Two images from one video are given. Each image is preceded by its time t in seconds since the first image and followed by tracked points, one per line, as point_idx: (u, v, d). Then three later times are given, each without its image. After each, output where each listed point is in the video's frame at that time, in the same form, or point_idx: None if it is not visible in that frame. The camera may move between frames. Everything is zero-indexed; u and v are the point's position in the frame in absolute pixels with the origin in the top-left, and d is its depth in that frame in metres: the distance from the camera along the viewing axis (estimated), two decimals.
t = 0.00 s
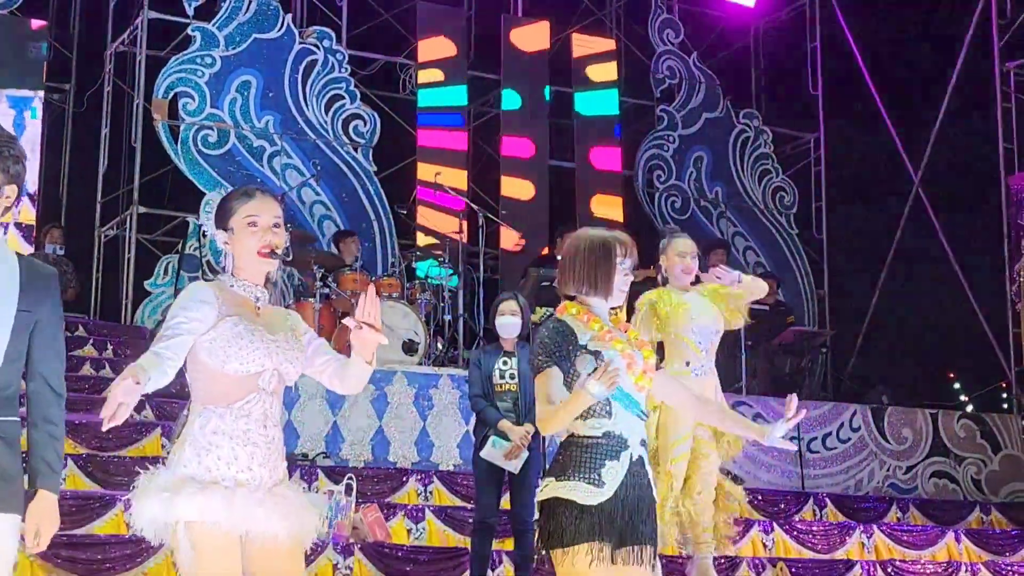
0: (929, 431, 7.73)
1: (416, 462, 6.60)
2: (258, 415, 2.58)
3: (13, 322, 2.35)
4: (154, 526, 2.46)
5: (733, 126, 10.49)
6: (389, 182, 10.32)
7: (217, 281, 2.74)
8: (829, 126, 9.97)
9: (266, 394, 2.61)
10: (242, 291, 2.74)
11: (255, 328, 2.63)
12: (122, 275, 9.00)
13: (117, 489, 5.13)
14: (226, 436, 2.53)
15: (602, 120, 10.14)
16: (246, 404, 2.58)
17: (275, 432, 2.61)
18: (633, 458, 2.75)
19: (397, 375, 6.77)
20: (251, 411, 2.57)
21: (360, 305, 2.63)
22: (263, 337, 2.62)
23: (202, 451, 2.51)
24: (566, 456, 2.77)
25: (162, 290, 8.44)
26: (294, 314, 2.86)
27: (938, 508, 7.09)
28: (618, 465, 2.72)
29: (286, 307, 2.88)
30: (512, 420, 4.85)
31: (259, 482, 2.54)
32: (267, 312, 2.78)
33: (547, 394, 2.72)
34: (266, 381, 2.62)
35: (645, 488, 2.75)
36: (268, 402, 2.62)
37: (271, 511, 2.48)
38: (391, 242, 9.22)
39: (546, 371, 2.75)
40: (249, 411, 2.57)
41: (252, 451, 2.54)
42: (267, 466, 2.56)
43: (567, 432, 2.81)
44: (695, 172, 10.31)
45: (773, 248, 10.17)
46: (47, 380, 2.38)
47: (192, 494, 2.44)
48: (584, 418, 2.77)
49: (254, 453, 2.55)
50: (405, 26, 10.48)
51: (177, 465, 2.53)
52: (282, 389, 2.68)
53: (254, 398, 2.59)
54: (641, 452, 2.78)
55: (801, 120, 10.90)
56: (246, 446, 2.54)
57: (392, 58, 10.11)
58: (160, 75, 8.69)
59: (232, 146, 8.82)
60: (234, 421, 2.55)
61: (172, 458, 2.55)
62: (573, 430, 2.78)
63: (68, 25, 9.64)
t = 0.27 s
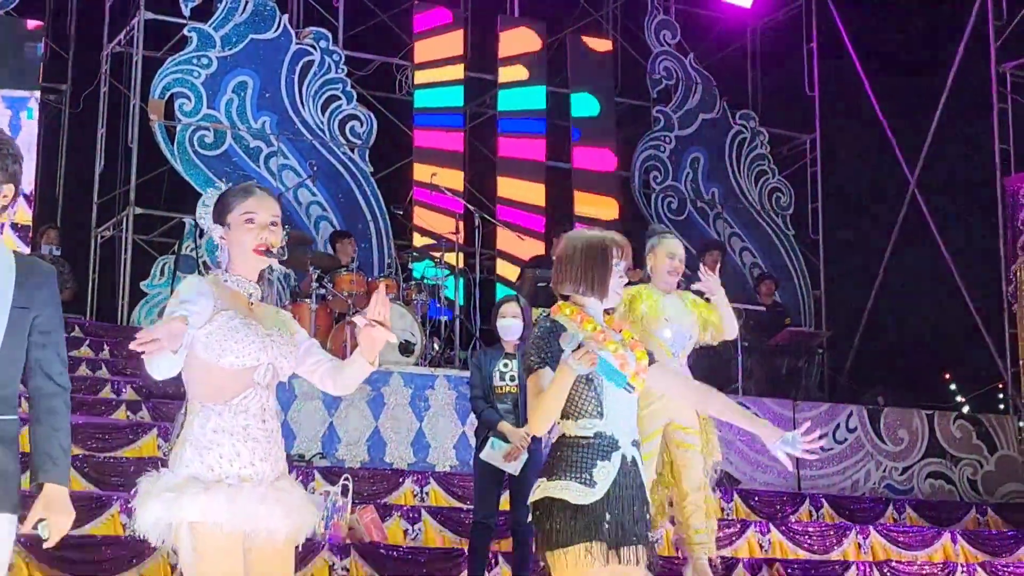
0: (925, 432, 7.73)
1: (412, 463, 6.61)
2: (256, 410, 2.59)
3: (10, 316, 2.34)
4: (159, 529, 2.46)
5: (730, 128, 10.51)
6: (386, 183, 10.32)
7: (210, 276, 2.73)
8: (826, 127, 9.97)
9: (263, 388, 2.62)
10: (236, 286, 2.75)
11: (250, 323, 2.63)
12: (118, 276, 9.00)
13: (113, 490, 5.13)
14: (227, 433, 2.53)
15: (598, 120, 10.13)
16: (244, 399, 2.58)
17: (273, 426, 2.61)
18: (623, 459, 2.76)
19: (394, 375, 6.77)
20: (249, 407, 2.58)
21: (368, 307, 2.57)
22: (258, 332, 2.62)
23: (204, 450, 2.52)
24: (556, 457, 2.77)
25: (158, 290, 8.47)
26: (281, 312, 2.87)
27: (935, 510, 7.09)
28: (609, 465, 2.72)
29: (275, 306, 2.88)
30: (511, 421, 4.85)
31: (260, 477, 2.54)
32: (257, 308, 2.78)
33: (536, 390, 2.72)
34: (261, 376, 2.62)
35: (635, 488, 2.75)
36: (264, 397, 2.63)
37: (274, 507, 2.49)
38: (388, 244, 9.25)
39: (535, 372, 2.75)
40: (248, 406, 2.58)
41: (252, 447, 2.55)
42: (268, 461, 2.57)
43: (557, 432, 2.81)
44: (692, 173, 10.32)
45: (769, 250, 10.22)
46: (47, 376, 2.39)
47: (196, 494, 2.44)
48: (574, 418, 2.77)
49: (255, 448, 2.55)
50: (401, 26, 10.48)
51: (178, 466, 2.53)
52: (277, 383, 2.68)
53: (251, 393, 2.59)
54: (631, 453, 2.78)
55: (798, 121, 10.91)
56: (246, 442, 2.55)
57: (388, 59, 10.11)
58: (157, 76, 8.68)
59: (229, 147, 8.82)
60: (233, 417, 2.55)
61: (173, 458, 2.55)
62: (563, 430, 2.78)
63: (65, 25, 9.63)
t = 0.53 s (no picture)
0: (923, 433, 7.73)
1: (409, 464, 6.61)
2: (254, 419, 2.58)
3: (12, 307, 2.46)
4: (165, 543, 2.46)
5: (728, 129, 10.50)
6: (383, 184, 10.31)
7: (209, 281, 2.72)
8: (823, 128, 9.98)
9: (260, 396, 2.61)
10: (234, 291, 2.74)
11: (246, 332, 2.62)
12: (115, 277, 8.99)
13: (110, 490, 5.13)
14: (228, 444, 2.53)
15: (597, 121, 10.15)
16: (241, 408, 2.58)
17: (271, 433, 2.61)
18: (610, 463, 2.74)
19: (391, 376, 6.77)
20: (247, 416, 2.57)
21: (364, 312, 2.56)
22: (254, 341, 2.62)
23: (205, 464, 2.51)
24: (544, 460, 2.77)
25: (155, 291, 8.48)
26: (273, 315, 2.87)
27: (932, 511, 7.09)
28: (594, 467, 2.71)
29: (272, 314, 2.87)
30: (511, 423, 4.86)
31: (262, 486, 2.54)
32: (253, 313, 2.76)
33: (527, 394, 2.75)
34: (258, 384, 2.61)
35: (620, 490, 2.73)
36: (261, 405, 2.62)
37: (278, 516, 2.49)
38: (386, 245, 9.25)
39: (525, 376, 2.77)
40: (246, 416, 2.57)
41: (252, 456, 2.55)
42: (268, 469, 2.57)
43: (548, 437, 2.81)
44: (689, 174, 10.32)
45: (766, 251, 10.23)
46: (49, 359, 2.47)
47: (202, 508, 2.44)
48: (562, 423, 2.77)
49: (255, 458, 2.55)
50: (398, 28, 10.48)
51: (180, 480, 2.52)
52: (271, 391, 2.67)
53: (249, 402, 2.59)
54: (620, 456, 2.76)
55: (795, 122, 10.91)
56: (246, 451, 2.54)
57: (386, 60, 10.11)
58: (154, 77, 8.68)
59: (226, 148, 8.82)
60: (232, 428, 2.55)
61: (173, 473, 2.54)
62: (552, 434, 2.78)
63: (61, 27, 9.63)
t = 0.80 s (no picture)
0: (920, 434, 7.74)
1: (408, 464, 6.62)
2: (256, 412, 2.59)
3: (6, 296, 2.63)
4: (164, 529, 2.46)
5: (726, 130, 10.50)
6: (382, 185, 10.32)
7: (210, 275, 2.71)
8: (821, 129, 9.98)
9: (262, 390, 2.62)
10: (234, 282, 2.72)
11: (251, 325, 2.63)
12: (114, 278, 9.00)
13: (109, 491, 5.14)
14: (230, 435, 2.54)
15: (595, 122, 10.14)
16: (245, 401, 2.58)
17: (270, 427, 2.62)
18: (609, 461, 2.74)
19: (390, 377, 6.78)
20: (249, 409, 2.58)
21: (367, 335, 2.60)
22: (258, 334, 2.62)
23: (207, 452, 2.52)
24: (544, 458, 2.76)
25: (154, 291, 8.49)
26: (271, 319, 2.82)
27: (930, 511, 7.10)
28: (594, 466, 2.72)
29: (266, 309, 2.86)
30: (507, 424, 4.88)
31: (260, 479, 2.55)
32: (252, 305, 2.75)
33: (516, 390, 2.70)
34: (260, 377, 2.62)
35: (622, 487, 2.74)
36: (263, 397, 2.63)
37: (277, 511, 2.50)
38: (384, 246, 9.26)
39: (518, 372, 2.73)
40: (248, 408, 2.58)
41: (253, 449, 2.55)
42: (266, 461, 2.58)
43: (546, 435, 2.80)
44: (687, 175, 10.33)
45: (765, 251, 10.25)
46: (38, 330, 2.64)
47: (202, 497, 2.45)
48: (563, 421, 2.76)
49: (255, 451, 2.56)
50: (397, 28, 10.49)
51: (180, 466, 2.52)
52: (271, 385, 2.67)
53: (252, 395, 2.59)
54: (621, 454, 2.77)
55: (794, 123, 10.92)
56: (247, 443, 2.55)
57: (385, 61, 10.12)
58: (152, 78, 8.68)
59: (225, 148, 8.82)
60: (235, 420, 2.55)
61: (173, 458, 2.55)
62: (552, 433, 2.77)
63: (60, 27, 9.63)
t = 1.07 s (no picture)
0: (920, 433, 7.74)
1: (408, 464, 6.62)
2: (259, 417, 2.57)
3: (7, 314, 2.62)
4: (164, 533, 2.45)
5: (726, 129, 10.51)
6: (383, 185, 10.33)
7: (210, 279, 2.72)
8: (821, 128, 9.98)
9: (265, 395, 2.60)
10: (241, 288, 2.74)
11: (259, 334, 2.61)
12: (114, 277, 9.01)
13: (109, 490, 5.15)
14: (234, 441, 2.52)
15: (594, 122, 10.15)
16: (249, 407, 2.55)
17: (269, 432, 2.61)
18: (617, 462, 2.74)
19: (390, 376, 6.78)
20: (254, 414, 2.56)
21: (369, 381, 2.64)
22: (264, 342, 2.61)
23: (210, 457, 2.50)
24: (552, 462, 2.77)
25: (154, 291, 8.50)
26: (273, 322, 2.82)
27: (931, 511, 7.10)
28: (603, 466, 2.72)
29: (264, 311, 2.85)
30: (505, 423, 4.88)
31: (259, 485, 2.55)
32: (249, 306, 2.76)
33: (528, 398, 2.74)
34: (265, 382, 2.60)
35: (630, 489, 2.74)
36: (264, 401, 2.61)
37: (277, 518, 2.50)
38: (384, 246, 9.25)
39: (528, 380, 2.77)
40: (253, 414, 2.56)
41: (255, 456, 2.55)
42: (264, 467, 2.57)
43: (555, 437, 2.80)
44: (687, 175, 10.32)
45: (764, 251, 10.24)
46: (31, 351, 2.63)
47: (205, 505, 2.45)
48: (570, 423, 2.76)
49: (256, 457, 2.55)
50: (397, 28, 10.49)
51: (181, 469, 2.51)
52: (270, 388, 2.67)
53: (257, 401, 2.57)
54: (629, 456, 2.77)
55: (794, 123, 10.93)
56: (249, 450, 2.54)
57: (384, 60, 10.11)
58: (152, 78, 8.68)
59: (225, 148, 8.81)
60: (239, 425, 2.53)
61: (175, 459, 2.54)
62: (560, 436, 2.78)
63: (60, 26, 9.64)
